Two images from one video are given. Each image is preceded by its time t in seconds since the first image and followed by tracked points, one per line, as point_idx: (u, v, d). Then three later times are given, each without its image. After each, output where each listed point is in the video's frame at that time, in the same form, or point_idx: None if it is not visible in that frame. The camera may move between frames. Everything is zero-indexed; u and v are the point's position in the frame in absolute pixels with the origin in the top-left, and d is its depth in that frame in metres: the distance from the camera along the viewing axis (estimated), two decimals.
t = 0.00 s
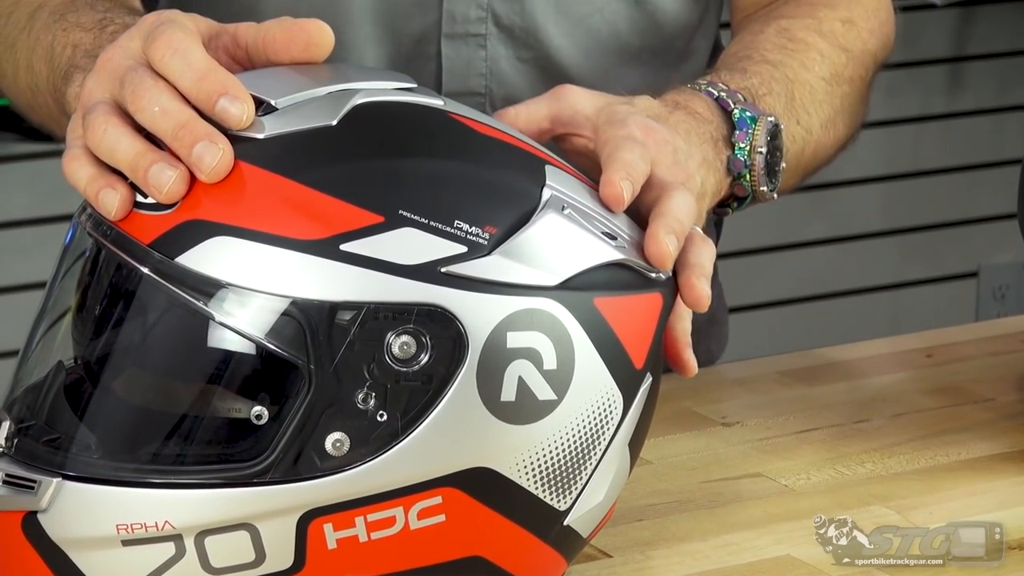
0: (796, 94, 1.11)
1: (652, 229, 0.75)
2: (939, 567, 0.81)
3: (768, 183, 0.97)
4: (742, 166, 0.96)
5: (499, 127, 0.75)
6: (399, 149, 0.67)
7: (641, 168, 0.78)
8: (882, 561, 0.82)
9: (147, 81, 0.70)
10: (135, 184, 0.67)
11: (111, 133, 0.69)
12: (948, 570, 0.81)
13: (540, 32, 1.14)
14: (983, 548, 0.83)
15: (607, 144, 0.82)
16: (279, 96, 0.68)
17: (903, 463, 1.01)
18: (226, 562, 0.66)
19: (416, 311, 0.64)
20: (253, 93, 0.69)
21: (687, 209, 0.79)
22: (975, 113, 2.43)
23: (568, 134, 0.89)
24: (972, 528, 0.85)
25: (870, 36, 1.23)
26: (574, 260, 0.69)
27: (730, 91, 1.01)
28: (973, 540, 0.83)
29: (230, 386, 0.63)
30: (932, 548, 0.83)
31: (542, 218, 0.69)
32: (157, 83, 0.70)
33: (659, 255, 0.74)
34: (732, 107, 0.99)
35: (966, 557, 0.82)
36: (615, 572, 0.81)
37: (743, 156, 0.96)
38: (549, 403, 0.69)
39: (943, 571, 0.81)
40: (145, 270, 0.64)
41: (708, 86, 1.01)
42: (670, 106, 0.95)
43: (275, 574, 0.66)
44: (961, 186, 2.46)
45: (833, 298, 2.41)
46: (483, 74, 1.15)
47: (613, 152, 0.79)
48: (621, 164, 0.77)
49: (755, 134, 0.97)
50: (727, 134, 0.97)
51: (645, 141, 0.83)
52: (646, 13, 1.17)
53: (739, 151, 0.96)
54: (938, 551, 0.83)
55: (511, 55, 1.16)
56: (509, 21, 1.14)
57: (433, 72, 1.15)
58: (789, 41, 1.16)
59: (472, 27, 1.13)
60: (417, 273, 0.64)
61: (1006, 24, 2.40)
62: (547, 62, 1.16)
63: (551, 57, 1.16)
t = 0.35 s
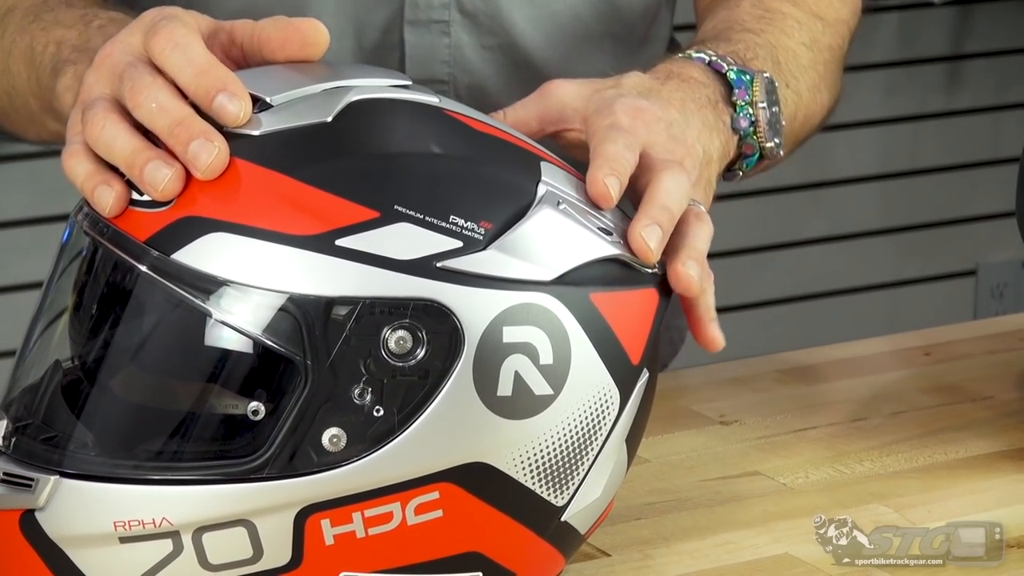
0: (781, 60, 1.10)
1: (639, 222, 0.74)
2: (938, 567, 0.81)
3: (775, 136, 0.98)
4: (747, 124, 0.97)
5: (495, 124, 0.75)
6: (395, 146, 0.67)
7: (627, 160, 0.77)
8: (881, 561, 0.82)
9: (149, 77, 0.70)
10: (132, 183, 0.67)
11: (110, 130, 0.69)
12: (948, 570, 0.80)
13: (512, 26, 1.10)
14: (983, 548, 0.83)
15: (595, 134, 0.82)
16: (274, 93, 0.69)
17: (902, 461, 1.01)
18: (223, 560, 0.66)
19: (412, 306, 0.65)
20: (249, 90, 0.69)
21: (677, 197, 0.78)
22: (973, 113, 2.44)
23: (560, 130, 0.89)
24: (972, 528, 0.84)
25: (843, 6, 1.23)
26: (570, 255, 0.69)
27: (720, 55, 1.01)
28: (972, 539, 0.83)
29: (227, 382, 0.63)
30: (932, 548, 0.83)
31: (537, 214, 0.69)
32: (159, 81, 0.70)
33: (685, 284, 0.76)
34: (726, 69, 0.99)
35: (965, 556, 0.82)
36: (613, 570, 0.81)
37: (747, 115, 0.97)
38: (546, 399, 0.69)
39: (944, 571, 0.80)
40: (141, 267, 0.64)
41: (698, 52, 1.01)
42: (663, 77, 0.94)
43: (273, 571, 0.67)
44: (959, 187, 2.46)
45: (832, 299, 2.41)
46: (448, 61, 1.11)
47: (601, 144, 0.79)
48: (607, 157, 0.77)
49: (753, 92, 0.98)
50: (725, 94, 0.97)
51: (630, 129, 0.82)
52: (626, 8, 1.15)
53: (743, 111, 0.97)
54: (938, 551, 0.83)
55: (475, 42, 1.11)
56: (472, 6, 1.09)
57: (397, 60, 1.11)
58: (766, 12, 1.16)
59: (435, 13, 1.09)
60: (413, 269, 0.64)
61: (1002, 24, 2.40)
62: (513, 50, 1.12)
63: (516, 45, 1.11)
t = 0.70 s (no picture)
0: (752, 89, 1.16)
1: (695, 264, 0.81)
2: (938, 566, 0.80)
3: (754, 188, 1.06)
4: (734, 178, 1.04)
5: (494, 124, 0.75)
6: (394, 147, 0.67)
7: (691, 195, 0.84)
8: (882, 561, 0.81)
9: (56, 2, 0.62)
10: (130, 183, 0.67)
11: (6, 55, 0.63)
12: (947, 570, 0.80)
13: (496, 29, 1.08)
14: (983, 548, 0.82)
15: (650, 170, 0.87)
16: (272, 94, 0.68)
17: (901, 459, 1.01)
18: (222, 561, 0.66)
19: (411, 308, 0.64)
20: (246, 92, 0.69)
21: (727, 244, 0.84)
22: (972, 109, 2.43)
23: (596, 168, 0.92)
24: (972, 527, 0.84)
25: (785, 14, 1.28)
26: (569, 256, 0.69)
27: (711, 102, 1.07)
28: (972, 539, 0.83)
29: (225, 384, 0.63)
30: (932, 548, 0.83)
31: (537, 214, 0.69)
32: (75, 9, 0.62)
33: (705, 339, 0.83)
34: (718, 119, 1.05)
35: (965, 556, 0.81)
36: (613, 568, 0.81)
37: (735, 169, 1.04)
38: (545, 400, 0.69)
39: (944, 570, 0.80)
40: (139, 268, 0.64)
41: (690, 98, 1.07)
42: (673, 126, 1.02)
43: (271, 572, 0.66)
44: (958, 182, 2.46)
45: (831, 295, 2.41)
46: (420, 57, 1.07)
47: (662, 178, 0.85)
48: (674, 193, 0.83)
49: (743, 144, 1.04)
50: (718, 147, 1.04)
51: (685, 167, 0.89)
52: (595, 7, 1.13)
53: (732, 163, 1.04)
54: (937, 550, 0.82)
55: (445, 37, 1.07)
56: None
57: (371, 53, 1.07)
58: (730, 34, 1.20)
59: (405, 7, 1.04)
60: (412, 271, 0.64)
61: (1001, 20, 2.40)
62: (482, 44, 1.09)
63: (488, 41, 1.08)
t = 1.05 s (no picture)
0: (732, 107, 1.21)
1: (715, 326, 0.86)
2: (939, 567, 0.80)
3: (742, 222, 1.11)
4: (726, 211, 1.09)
5: (494, 120, 0.75)
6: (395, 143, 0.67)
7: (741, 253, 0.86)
8: (883, 561, 0.80)
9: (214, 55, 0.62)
10: (130, 179, 0.67)
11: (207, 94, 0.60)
12: (948, 570, 0.79)
13: (481, 23, 1.11)
14: (983, 549, 0.82)
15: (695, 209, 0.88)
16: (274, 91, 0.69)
17: (901, 456, 1.01)
18: (222, 557, 0.66)
19: (412, 304, 0.64)
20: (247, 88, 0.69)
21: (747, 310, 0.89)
22: (972, 106, 2.43)
23: (629, 199, 0.92)
24: (972, 528, 0.84)
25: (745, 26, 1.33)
26: (568, 253, 0.69)
27: (710, 131, 1.10)
28: (972, 539, 0.83)
29: (225, 380, 0.63)
30: (932, 548, 0.82)
31: (537, 211, 0.69)
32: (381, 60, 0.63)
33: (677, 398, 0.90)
34: (717, 150, 1.09)
35: (966, 556, 0.81)
36: (614, 565, 0.81)
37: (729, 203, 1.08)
38: (545, 396, 0.69)
39: (944, 570, 0.79)
40: (139, 264, 0.64)
41: (693, 125, 1.10)
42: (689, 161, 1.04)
43: (271, 568, 0.66)
44: (958, 179, 2.46)
45: (831, 292, 2.41)
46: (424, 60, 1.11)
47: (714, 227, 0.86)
48: (726, 249, 0.85)
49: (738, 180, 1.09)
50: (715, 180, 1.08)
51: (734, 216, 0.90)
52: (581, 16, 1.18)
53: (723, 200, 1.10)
54: (937, 550, 0.82)
55: (446, 41, 1.11)
56: (446, 5, 1.10)
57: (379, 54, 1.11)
58: (708, 51, 1.24)
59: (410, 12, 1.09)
60: (411, 267, 0.64)
61: (1001, 17, 2.40)
62: (479, 48, 1.12)
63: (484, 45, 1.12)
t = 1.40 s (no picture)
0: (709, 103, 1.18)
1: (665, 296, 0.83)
2: (939, 567, 0.80)
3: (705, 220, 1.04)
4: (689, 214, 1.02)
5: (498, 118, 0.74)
6: (398, 142, 0.66)
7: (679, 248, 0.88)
8: (882, 561, 0.80)
9: (485, 65, 0.70)
10: (131, 176, 0.66)
11: (501, 98, 0.68)
12: (949, 570, 0.79)
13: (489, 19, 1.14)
14: (983, 548, 0.81)
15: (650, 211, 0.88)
16: (275, 88, 0.68)
17: (900, 450, 1.01)
18: (222, 555, 0.66)
19: (414, 306, 0.64)
20: (246, 86, 0.68)
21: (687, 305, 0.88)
22: (975, 93, 2.43)
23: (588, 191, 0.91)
24: (972, 527, 0.82)
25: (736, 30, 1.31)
26: (572, 253, 0.69)
27: (679, 127, 1.03)
28: (972, 539, 0.82)
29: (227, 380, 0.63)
30: (932, 548, 0.81)
31: (541, 211, 0.68)
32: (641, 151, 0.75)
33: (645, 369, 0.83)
34: (685, 146, 1.01)
35: (966, 557, 0.80)
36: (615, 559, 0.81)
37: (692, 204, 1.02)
38: (547, 397, 0.68)
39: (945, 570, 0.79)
40: (140, 262, 0.63)
41: (661, 120, 1.03)
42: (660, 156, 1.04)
43: (271, 568, 0.66)
44: (959, 167, 2.45)
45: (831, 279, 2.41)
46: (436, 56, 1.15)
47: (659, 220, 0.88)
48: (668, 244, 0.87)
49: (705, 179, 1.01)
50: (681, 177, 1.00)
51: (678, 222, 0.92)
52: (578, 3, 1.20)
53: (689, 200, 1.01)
54: (937, 550, 0.81)
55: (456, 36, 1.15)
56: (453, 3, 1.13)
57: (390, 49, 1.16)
58: (693, 49, 1.22)
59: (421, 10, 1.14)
60: (414, 268, 0.64)
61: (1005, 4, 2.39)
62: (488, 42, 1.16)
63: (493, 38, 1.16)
